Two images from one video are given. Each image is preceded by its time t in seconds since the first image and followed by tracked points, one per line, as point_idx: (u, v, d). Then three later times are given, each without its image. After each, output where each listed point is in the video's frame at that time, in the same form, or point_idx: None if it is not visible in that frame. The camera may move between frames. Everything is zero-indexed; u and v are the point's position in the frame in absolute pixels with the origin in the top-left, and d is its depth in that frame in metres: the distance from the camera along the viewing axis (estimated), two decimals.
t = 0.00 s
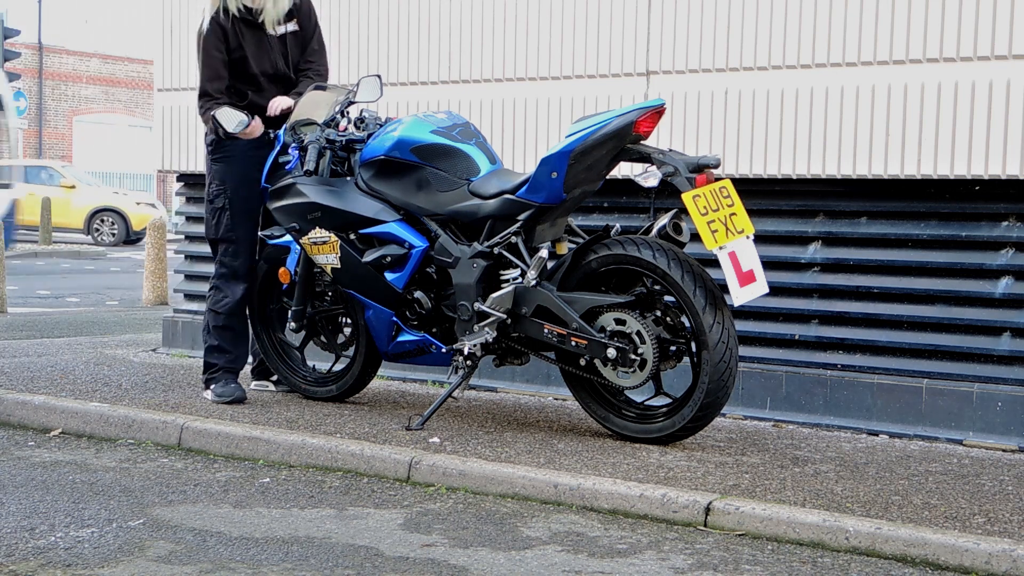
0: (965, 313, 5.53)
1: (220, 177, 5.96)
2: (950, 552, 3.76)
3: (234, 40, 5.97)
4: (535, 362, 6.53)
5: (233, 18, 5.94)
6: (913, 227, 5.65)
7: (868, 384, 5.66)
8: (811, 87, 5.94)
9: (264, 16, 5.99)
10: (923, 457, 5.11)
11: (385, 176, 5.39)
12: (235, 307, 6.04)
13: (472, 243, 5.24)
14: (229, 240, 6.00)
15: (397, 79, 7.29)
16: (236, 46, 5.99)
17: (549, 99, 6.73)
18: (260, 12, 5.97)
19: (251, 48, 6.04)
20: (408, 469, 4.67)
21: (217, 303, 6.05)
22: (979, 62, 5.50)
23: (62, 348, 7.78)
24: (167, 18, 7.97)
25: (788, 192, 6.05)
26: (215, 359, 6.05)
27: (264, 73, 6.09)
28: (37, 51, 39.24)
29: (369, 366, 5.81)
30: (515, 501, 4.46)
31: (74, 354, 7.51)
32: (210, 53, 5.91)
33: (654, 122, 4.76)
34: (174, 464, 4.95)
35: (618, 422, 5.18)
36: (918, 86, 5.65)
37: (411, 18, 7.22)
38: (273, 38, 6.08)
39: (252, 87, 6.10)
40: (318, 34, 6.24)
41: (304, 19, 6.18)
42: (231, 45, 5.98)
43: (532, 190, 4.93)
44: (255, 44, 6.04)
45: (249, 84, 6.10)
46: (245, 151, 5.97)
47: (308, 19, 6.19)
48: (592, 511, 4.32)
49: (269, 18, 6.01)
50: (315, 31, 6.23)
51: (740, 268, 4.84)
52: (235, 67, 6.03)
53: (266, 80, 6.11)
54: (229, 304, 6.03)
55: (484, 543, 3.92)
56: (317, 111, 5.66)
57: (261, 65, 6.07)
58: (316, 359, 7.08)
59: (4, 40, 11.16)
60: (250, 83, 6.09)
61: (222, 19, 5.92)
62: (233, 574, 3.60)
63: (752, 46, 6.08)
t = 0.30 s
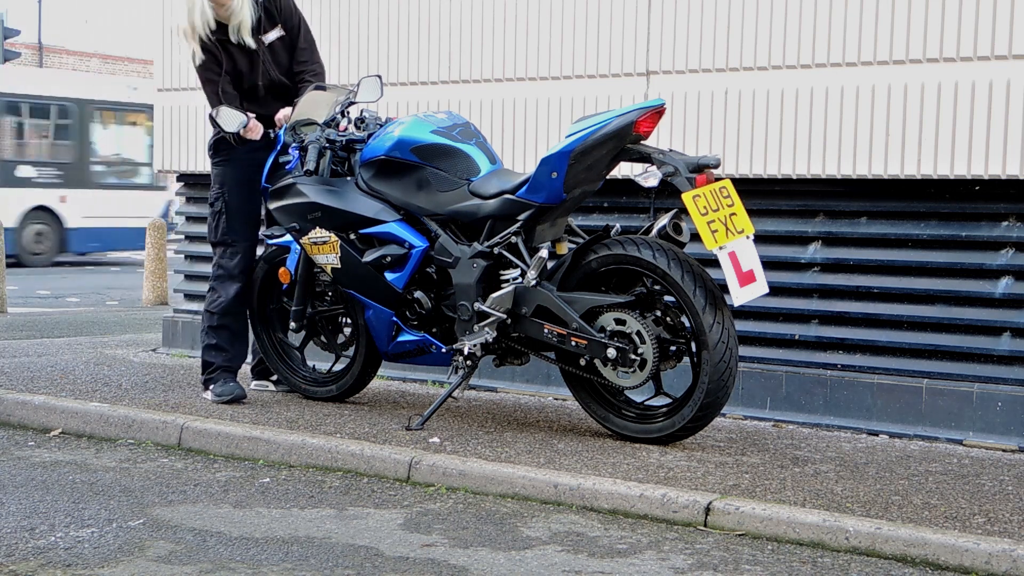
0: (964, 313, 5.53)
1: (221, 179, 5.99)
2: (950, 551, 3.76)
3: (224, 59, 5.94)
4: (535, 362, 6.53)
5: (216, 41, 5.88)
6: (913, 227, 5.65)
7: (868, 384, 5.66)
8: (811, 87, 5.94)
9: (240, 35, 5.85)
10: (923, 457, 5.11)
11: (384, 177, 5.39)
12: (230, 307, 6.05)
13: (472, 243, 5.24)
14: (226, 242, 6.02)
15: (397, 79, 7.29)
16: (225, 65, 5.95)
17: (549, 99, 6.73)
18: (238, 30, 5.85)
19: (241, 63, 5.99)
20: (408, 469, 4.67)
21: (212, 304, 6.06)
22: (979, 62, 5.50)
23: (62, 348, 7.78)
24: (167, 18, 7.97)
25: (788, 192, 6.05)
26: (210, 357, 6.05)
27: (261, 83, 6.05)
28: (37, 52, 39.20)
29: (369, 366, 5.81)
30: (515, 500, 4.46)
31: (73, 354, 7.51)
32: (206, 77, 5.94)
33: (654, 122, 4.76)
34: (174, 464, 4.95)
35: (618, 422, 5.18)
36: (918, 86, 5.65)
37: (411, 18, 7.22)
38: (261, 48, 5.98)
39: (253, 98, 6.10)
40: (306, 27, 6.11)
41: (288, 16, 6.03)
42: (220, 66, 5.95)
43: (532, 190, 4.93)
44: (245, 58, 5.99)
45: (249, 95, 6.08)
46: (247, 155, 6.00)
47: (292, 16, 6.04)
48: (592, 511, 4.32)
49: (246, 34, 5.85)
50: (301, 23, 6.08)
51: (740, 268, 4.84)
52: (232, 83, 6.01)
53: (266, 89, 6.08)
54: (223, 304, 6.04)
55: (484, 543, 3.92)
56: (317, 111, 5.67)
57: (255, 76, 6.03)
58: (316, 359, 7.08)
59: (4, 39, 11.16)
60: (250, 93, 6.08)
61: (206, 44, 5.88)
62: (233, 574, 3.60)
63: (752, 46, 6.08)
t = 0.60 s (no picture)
0: (965, 313, 5.53)
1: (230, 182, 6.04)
2: (950, 552, 3.76)
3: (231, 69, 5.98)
4: (535, 362, 6.52)
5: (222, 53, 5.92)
6: (913, 227, 5.65)
7: (868, 384, 5.66)
8: (811, 87, 5.94)
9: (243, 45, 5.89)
10: (923, 457, 5.11)
11: (385, 177, 5.39)
12: (230, 305, 6.07)
13: (472, 243, 5.24)
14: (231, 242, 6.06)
15: (397, 79, 7.29)
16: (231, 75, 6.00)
17: (549, 99, 6.73)
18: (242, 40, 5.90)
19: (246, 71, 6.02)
20: (408, 469, 4.67)
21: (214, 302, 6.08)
22: (979, 62, 5.50)
23: (62, 348, 7.78)
24: (167, 18, 7.97)
25: (788, 192, 6.05)
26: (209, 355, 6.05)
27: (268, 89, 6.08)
28: (37, 52, 39.14)
29: (369, 366, 5.81)
30: (515, 501, 4.46)
31: (74, 354, 7.51)
32: (215, 86, 6.01)
33: (654, 122, 4.76)
34: (174, 464, 4.95)
35: (618, 422, 5.18)
36: (918, 86, 5.65)
37: (412, 18, 7.22)
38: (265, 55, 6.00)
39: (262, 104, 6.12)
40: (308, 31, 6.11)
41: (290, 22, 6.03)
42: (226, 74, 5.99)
43: (532, 190, 4.93)
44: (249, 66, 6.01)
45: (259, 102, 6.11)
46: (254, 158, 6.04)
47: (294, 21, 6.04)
48: (592, 511, 4.32)
49: (250, 44, 5.87)
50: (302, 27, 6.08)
51: (740, 268, 4.84)
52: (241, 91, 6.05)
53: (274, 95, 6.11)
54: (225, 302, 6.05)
55: (484, 543, 3.92)
56: (318, 111, 5.67)
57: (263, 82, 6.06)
58: (316, 359, 7.08)
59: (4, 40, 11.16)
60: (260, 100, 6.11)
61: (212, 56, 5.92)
62: (233, 574, 3.60)
63: (752, 46, 6.08)
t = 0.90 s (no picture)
0: (964, 313, 5.53)
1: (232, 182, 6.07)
2: (950, 552, 3.76)
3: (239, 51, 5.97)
4: (535, 362, 6.52)
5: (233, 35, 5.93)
6: (913, 227, 5.65)
7: (868, 384, 5.66)
8: (811, 87, 5.94)
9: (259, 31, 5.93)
10: (923, 457, 5.11)
11: (385, 177, 5.39)
12: (230, 303, 6.09)
13: (472, 243, 5.24)
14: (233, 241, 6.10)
15: (397, 79, 7.29)
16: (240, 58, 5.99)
17: (549, 99, 6.73)
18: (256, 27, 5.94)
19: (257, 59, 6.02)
20: (408, 469, 4.67)
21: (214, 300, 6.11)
22: (979, 62, 5.50)
23: (62, 348, 7.78)
24: (167, 18, 7.97)
25: (788, 192, 6.05)
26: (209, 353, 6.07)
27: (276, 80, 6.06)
28: (37, 52, 39.09)
29: (369, 366, 5.81)
30: (515, 501, 4.46)
31: (74, 354, 7.51)
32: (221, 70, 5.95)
33: (654, 122, 4.76)
34: (174, 464, 4.95)
35: (618, 422, 5.18)
36: (918, 86, 5.65)
37: (412, 18, 7.22)
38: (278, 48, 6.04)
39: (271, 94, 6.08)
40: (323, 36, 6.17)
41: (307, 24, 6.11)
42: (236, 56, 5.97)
43: (532, 190, 4.93)
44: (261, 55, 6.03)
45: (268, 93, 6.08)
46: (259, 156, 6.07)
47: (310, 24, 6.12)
48: (592, 511, 4.32)
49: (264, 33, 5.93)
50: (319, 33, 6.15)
51: (740, 268, 4.84)
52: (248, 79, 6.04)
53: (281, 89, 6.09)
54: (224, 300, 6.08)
55: (484, 543, 3.92)
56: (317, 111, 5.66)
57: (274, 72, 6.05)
58: (316, 359, 7.08)
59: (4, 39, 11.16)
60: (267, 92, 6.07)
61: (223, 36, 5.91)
62: (233, 574, 3.60)
63: (752, 46, 6.08)
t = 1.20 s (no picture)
0: (965, 313, 5.53)
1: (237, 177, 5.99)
2: (950, 551, 3.76)
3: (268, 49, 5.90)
4: (535, 362, 6.52)
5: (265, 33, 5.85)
6: (913, 227, 5.65)
7: (868, 384, 5.66)
8: (811, 87, 5.94)
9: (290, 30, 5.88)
10: (923, 457, 5.11)
11: (385, 176, 5.39)
12: (231, 302, 6.08)
13: (472, 243, 5.24)
14: (235, 237, 6.03)
15: (397, 79, 7.29)
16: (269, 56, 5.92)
17: (549, 99, 6.73)
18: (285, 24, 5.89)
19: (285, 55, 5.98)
20: (407, 469, 4.67)
21: (213, 297, 6.09)
22: (979, 62, 5.50)
23: (62, 348, 7.78)
24: (167, 18, 7.97)
25: (788, 192, 6.05)
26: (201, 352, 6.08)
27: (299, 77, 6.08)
28: (37, 52, 39.06)
29: (369, 366, 5.81)
30: (515, 501, 4.46)
31: (74, 354, 7.51)
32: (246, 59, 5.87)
33: (654, 122, 4.76)
34: (174, 464, 4.95)
35: (618, 422, 5.18)
36: (918, 86, 5.65)
37: (411, 18, 7.22)
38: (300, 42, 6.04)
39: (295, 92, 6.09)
40: (332, 33, 6.29)
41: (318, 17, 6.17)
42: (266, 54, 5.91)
43: (532, 190, 4.93)
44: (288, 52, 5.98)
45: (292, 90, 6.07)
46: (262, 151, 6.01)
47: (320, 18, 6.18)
48: (592, 511, 4.32)
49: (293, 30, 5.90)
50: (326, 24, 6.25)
51: (740, 268, 4.84)
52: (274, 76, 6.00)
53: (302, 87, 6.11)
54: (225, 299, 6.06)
55: (485, 543, 3.92)
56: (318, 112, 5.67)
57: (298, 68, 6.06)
58: (316, 359, 7.08)
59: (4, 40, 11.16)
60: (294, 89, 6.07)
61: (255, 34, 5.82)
62: (233, 574, 3.60)
63: (752, 46, 6.08)
